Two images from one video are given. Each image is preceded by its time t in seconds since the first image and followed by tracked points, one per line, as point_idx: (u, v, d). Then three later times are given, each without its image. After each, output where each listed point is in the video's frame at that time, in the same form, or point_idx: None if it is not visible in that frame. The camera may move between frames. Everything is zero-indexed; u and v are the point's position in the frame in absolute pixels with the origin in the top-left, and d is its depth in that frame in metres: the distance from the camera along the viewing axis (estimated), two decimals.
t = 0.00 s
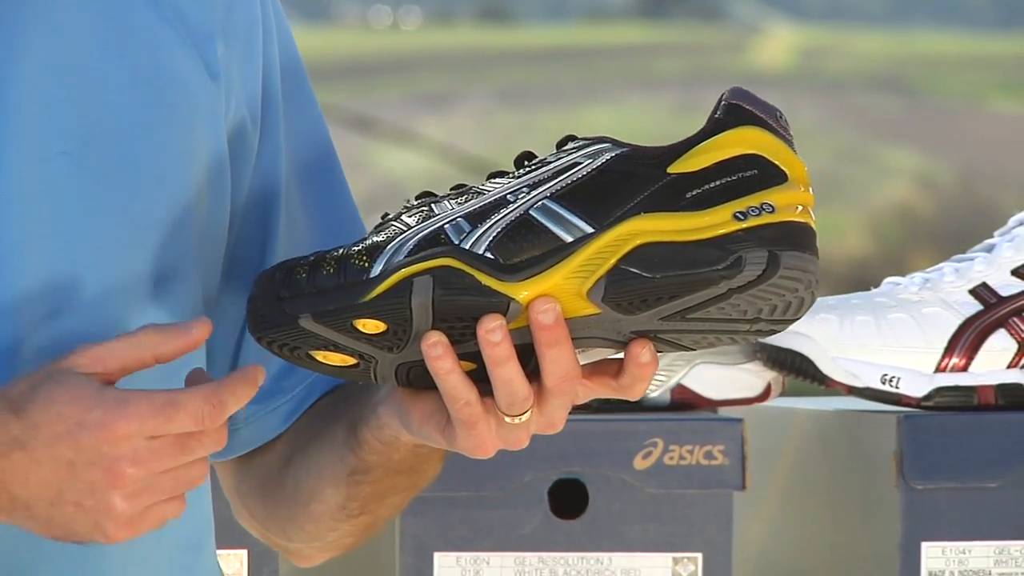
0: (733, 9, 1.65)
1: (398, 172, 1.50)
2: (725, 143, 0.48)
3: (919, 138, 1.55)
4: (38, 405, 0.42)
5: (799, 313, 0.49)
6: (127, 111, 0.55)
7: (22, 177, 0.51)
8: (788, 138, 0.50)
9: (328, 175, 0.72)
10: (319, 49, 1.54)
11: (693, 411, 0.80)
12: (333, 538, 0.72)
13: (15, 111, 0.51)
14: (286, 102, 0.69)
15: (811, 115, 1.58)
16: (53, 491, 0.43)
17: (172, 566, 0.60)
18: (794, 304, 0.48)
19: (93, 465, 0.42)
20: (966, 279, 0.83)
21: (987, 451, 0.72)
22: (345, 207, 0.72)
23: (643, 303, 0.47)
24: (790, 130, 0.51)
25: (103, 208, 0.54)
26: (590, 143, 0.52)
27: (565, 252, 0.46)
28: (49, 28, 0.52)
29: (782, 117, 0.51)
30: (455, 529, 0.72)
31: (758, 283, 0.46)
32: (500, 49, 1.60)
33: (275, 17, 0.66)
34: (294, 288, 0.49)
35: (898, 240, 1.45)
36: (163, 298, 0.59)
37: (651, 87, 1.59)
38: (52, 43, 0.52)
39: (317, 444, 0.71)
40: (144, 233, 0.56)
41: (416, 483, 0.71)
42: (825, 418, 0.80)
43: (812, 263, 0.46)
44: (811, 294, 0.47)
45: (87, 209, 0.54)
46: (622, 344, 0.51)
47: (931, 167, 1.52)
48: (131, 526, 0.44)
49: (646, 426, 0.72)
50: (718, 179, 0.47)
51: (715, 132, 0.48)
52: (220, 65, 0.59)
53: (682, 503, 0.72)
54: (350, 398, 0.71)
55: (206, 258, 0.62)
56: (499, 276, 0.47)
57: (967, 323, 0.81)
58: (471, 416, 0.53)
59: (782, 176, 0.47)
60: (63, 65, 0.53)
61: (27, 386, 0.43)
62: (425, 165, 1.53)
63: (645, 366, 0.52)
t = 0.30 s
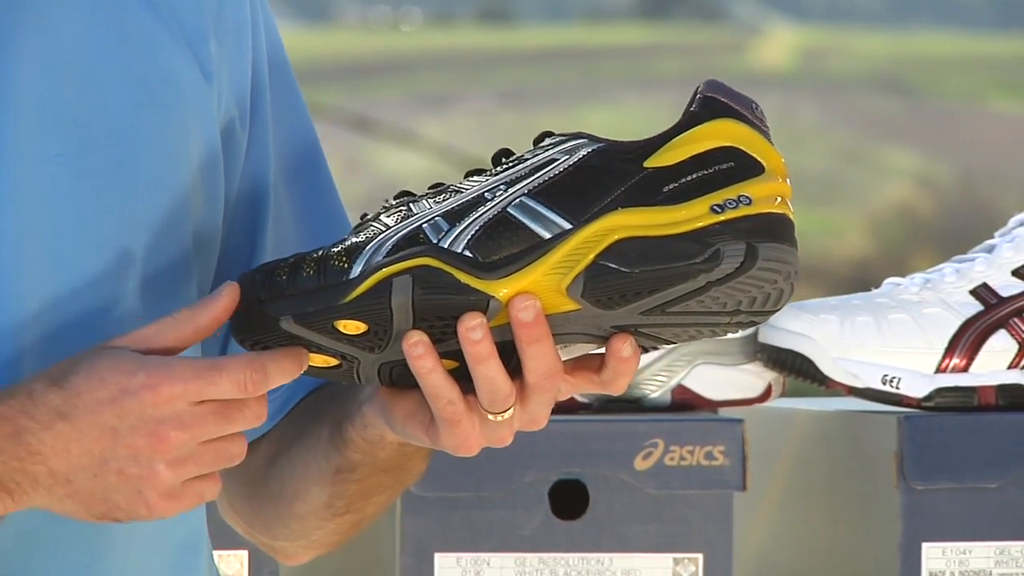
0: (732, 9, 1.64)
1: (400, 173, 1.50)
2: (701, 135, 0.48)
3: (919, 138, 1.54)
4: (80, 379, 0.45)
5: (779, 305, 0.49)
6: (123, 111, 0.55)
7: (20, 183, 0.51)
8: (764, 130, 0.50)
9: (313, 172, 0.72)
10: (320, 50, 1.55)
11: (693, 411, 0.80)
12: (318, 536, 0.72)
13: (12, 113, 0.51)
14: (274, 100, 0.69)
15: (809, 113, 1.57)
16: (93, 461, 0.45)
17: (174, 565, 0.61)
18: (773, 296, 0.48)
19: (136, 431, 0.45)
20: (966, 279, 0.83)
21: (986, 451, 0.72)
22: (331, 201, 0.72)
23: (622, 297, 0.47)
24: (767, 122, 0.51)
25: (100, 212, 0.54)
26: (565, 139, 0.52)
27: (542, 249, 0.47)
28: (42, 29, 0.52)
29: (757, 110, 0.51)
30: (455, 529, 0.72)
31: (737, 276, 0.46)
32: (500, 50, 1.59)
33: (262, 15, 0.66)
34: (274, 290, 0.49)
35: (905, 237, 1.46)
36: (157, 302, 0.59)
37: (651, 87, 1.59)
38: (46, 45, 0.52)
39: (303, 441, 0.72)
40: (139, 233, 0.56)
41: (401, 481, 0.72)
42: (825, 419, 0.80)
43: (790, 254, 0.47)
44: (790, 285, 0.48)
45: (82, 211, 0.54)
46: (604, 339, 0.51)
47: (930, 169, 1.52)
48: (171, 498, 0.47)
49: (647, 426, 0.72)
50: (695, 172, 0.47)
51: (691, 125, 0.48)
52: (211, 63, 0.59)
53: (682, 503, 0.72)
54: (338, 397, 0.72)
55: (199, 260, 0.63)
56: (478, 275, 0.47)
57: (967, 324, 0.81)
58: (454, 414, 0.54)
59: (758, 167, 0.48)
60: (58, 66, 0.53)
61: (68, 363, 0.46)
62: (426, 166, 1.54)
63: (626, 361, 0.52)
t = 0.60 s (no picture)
0: (731, 10, 1.66)
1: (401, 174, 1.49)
2: (715, 154, 0.48)
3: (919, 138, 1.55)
4: (90, 383, 0.45)
5: (791, 326, 0.49)
6: (126, 115, 0.55)
7: (21, 187, 0.51)
8: (778, 149, 0.50)
9: (315, 181, 0.72)
10: (322, 51, 1.54)
11: (694, 411, 0.81)
12: (316, 541, 0.73)
13: (16, 113, 0.51)
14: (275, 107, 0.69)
15: (812, 116, 1.57)
16: (102, 463, 0.45)
17: (171, 568, 0.61)
18: (785, 316, 0.48)
19: (146, 433, 0.45)
20: (968, 280, 0.82)
21: (987, 452, 0.72)
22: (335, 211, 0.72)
23: (636, 316, 0.47)
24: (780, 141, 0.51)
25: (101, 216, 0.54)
26: (580, 154, 0.51)
27: (557, 265, 0.46)
28: (44, 31, 0.52)
29: (771, 128, 0.51)
30: (455, 530, 0.72)
31: (751, 296, 0.46)
32: (502, 50, 1.59)
33: (264, 17, 0.66)
34: (285, 300, 0.49)
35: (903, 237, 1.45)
36: (159, 306, 0.59)
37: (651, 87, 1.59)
38: (47, 49, 0.52)
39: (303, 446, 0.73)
40: (144, 237, 0.56)
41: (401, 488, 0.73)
42: (828, 420, 0.79)
43: (804, 275, 0.47)
44: (803, 305, 0.48)
45: (85, 214, 0.54)
46: (615, 355, 0.51)
47: (931, 170, 1.52)
48: (180, 502, 0.47)
49: (649, 427, 0.72)
50: (710, 193, 0.47)
51: (705, 143, 0.49)
52: (214, 66, 0.59)
53: (683, 504, 0.72)
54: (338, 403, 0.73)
55: (202, 265, 0.63)
56: (491, 289, 0.46)
57: (968, 324, 0.81)
58: (462, 427, 0.54)
59: (773, 188, 0.48)
60: (59, 70, 0.53)
61: (79, 366, 0.46)
62: (427, 167, 1.52)
63: (636, 378, 0.52)
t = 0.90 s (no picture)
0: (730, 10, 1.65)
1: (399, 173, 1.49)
2: (718, 156, 0.48)
3: (916, 138, 1.55)
4: (65, 364, 0.44)
5: (795, 326, 0.49)
6: (126, 115, 0.55)
7: (22, 187, 0.51)
8: (781, 149, 0.50)
9: (317, 182, 0.72)
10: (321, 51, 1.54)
11: (693, 412, 0.81)
12: (317, 543, 0.72)
13: (17, 114, 0.51)
14: (274, 108, 0.69)
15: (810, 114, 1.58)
16: (83, 446, 0.44)
17: (168, 570, 0.61)
18: (789, 317, 0.48)
19: (119, 411, 0.44)
20: (965, 279, 0.83)
21: (986, 452, 0.72)
22: (336, 213, 0.72)
23: (641, 318, 0.47)
24: (782, 141, 0.51)
25: (99, 214, 0.54)
26: (583, 156, 0.51)
27: (561, 267, 0.47)
28: (45, 30, 0.52)
29: (773, 128, 0.51)
30: (454, 530, 0.72)
31: (757, 297, 0.46)
32: (501, 49, 1.59)
33: (265, 18, 0.66)
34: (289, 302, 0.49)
35: (902, 236, 1.45)
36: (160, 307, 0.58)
37: (649, 87, 1.59)
38: (47, 47, 0.52)
39: (305, 446, 0.72)
40: (143, 238, 0.56)
41: (402, 489, 0.72)
42: (828, 418, 0.79)
43: (808, 276, 0.47)
44: (807, 306, 0.48)
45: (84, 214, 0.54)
46: (618, 357, 0.51)
47: (927, 169, 1.52)
48: (166, 475, 0.46)
49: (648, 426, 0.72)
50: (713, 194, 0.47)
51: (708, 145, 0.48)
52: (215, 67, 0.59)
53: (681, 504, 0.72)
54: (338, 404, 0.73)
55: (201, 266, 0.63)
56: (495, 292, 0.47)
57: (967, 324, 0.81)
58: (465, 428, 0.53)
59: (777, 189, 0.48)
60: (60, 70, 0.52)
61: (51, 351, 0.45)
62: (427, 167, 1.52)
63: (640, 379, 0.52)
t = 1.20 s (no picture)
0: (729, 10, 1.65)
1: (399, 172, 1.50)
2: (722, 154, 0.48)
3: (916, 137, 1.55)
4: (85, 378, 0.44)
5: (799, 323, 0.49)
6: (125, 116, 0.55)
7: (23, 186, 0.51)
8: (784, 146, 0.50)
9: (318, 182, 0.72)
10: (320, 50, 1.54)
11: (693, 412, 0.81)
12: (319, 541, 0.72)
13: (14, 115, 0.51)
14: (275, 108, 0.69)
15: (810, 114, 1.58)
16: (94, 458, 0.45)
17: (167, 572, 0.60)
18: (794, 314, 0.48)
19: (136, 426, 0.44)
20: (965, 279, 0.83)
21: (986, 452, 0.72)
22: (336, 213, 0.72)
23: (646, 315, 0.47)
24: (785, 137, 0.51)
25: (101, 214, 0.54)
26: (585, 153, 0.51)
27: (566, 265, 0.46)
28: (44, 30, 0.52)
29: (776, 125, 0.51)
30: (454, 530, 0.72)
31: (761, 294, 0.46)
32: (500, 50, 1.59)
33: (265, 17, 0.66)
34: (291, 301, 0.49)
35: (901, 236, 1.45)
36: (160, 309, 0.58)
37: (648, 87, 1.60)
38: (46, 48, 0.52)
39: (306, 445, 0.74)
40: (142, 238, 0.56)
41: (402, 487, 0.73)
42: (828, 417, 0.79)
43: (813, 273, 0.47)
44: (812, 303, 0.48)
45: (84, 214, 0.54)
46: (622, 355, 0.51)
47: (929, 170, 1.52)
48: (176, 495, 0.46)
49: (648, 426, 0.72)
50: (717, 192, 0.47)
51: (711, 142, 0.48)
52: (215, 67, 0.59)
53: (682, 504, 0.72)
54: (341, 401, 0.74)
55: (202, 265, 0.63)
56: (500, 291, 0.47)
57: (967, 324, 0.81)
58: (469, 426, 0.53)
59: (781, 186, 0.48)
60: (59, 70, 0.52)
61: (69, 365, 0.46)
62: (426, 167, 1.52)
63: (643, 376, 0.52)
